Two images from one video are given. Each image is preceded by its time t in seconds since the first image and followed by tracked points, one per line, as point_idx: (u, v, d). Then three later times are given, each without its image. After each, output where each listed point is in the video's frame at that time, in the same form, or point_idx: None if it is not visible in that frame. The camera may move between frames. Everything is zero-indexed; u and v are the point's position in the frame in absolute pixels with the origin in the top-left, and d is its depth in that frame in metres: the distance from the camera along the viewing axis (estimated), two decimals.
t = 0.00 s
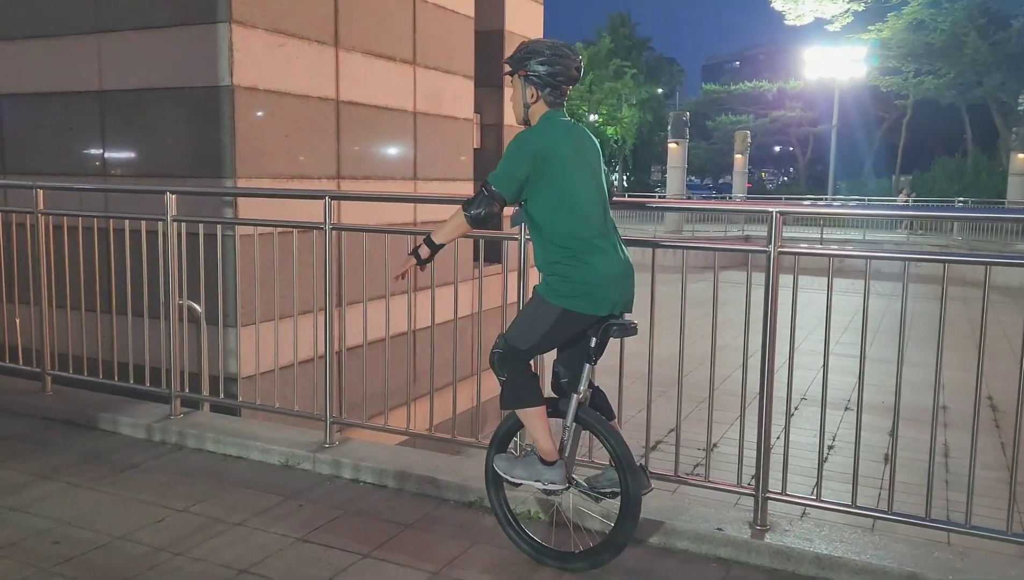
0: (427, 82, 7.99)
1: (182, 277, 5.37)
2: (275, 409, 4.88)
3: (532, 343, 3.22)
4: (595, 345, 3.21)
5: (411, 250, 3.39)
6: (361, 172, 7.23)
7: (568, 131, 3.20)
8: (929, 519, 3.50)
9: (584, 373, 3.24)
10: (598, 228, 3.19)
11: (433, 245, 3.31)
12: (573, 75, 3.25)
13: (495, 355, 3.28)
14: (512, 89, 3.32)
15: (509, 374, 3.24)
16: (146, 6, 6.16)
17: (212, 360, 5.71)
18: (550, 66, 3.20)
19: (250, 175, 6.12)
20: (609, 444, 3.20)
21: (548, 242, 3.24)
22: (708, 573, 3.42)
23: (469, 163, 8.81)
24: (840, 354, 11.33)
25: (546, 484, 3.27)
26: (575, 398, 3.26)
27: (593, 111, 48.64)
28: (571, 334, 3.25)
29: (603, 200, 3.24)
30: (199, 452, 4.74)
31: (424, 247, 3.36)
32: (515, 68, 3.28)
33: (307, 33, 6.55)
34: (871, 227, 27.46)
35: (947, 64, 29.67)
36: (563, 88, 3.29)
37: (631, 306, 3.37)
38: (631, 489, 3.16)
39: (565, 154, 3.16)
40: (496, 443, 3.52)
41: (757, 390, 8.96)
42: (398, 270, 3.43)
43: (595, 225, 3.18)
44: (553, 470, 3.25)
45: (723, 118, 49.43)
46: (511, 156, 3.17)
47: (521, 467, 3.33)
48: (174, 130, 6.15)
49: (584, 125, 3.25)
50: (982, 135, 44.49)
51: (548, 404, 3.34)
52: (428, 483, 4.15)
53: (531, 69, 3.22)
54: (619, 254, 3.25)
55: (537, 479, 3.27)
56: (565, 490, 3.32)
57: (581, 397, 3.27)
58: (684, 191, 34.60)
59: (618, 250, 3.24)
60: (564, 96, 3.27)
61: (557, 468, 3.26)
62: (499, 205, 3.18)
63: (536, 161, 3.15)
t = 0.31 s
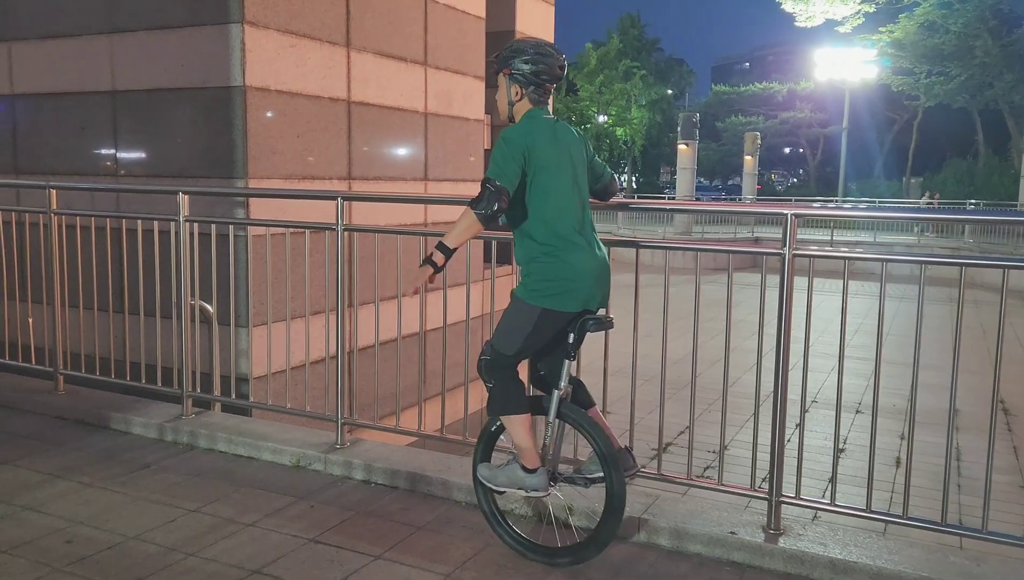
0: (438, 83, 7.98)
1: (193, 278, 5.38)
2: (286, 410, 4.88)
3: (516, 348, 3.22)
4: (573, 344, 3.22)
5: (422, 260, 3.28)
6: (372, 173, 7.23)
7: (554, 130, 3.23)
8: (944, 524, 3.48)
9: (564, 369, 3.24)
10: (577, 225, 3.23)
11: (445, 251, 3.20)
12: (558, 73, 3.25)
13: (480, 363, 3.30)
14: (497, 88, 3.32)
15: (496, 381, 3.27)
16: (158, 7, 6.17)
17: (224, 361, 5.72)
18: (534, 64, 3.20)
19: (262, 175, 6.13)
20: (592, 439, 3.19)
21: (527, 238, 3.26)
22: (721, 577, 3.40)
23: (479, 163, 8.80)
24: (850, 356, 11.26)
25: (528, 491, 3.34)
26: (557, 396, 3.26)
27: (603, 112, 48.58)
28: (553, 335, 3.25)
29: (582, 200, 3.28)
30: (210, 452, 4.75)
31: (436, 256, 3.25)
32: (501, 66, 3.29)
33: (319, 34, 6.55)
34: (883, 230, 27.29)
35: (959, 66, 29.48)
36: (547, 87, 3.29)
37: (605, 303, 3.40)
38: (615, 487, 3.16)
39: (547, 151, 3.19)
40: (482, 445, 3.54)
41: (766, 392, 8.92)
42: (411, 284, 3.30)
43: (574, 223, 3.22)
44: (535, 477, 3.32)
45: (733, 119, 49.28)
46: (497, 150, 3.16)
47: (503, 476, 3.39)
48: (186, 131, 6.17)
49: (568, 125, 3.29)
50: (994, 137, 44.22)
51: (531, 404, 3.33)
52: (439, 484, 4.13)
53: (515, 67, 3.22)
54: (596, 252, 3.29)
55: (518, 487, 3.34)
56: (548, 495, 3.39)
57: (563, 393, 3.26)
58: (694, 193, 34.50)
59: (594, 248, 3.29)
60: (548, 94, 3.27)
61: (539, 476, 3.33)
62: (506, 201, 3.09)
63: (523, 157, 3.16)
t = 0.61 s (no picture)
0: (450, 86, 8.00)
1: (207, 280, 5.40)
2: (300, 411, 4.89)
3: (507, 356, 3.31)
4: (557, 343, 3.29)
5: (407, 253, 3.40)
6: (385, 175, 7.24)
7: (538, 133, 3.28)
8: (963, 530, 3.44)
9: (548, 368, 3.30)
10: (557, 227, 3.29)
11: (428, 247, 3.32)
12: (540, 80, 3.34)
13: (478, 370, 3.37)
14: (482, 94, 3.40)
15: (490, 391, 3.35)
16: (173, 10, 6.21)
17: (238, 363, 5.75)
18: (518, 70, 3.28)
19: (276, 178, 6.15)
20: (578, 438, 3.26)
21: (507, 237, 3.34)
22: None
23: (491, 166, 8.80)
24: (862, 359, 11.21)
25: (517, 500, 3.41)
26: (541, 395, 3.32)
27: (612, 114, 48.53)
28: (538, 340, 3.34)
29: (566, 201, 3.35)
30: (225, 453, 4.77)
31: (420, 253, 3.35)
32: (484, 73, 3.37)
33: (333, 37, 6.58)
34: (894, 233, 27.11)
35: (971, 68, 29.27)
36: (530, 93, 3.37)
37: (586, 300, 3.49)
38: (602, 485, 3.24)
39: (531, 153, 3.24)
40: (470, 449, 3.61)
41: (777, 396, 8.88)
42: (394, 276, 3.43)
43: (555, 225, 3.28)
44: (524, 486, 3.40)
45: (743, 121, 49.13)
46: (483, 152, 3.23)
47: (492, 486, 3.46)
48: (201, 134, 6.20)
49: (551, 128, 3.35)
50: (1006, 139, 43.94)
51: (520, 407, 3.39)
52: (453, 487, 4.14)
53: (500, 74, 3.30)
54: (578, 252, 3.38)
55: (508, 496, 3.41)
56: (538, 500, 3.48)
57: (547, 392, 3.32)
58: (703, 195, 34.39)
59: (575, 249, 3.36)
60: (531, 100, 3.35)
61: (528, 484, 3.41)
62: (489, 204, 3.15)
63: (507, 159, 3.21)
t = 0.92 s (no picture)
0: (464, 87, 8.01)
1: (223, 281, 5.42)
2: (316, 412, 4.91)
3: (493, 364, 3.36)
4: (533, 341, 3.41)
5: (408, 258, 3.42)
6: (399, 177, 7.26)
7: (524, 138, 3.32)
8: (985, 533, 3.42)
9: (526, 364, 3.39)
10: (538, 231, 3.34)
11: (429, 252, 3.33)
12: (525, 85, 3.37)
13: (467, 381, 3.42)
14: (468, 100, 3.43)
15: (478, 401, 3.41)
16: (190, 13, 6.25)
17: (254, 363, 5.77)
18: (503, 76, 3.32)
19: (292, 179, 6.18)
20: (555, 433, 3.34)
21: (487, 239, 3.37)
22: None
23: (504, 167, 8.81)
24: (875, 362, 11.15)
25: (503, 510, 3.50)
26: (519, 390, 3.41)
27: (623, 115, 48.48)
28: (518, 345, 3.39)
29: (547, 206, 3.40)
30: (242, 453, 4.79)
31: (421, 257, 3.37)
32: (470, 80, 3.40)
33: (348, 39, 6.60)
34: (905, 235, 26.97)
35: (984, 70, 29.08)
36: (516, 98, 3.40)
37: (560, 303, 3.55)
38: (578, 478, 3.33)
39: (518, 157, 3.28)
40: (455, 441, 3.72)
41: (791, 398, 8.84)
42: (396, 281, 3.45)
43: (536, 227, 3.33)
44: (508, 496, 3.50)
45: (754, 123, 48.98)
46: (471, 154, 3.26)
47: (477, 496, 3.54)
48: (218, 135, 6.24)
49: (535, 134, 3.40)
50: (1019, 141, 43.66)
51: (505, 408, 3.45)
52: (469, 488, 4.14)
53: (486, 80, 3.33)
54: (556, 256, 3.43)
55: (493, 506, 3.50)
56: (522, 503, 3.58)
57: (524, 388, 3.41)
58: (713, 197, 34.32)
59: (553, 253, 3.41)
60: (517, 105, 3.38)
61: (511, 494, 3.51)
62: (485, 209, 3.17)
63: (495, 161, 3.24)
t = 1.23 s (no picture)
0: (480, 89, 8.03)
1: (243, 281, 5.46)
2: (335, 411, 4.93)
3: (476, 363, 3.48)
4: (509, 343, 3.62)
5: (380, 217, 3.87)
6: (416, 178, 7.28)
7: (513, 144, 3.43)
8: (1009, 537, 3.39)
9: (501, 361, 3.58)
10: (522, 232, 3.43)
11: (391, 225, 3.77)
12: (515, 93, 3.47)
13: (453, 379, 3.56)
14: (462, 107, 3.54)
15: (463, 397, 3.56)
16: (211, 15, 6.30)
17: (273, 363, 5.80)
18: (494, 85, 3.42)
19: (311, 180, 6.21)
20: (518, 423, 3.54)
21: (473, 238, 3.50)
22: None
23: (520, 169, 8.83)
24: (891, 366, 11.08)
25: (485, 504, 3.61)
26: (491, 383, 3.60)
27: (634, 116, 48.42)
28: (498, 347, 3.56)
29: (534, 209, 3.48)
30: (262, 452, 4.82)
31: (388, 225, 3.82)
32: (463, 88, 3.51)
33: (366, 41, 6.63)
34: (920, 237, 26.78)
35: (999, 71, 28.84)
36: (507, 106, 3.50)
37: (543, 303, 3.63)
38: (535, 465, 3.50)
39: (505, 160, 3.40)
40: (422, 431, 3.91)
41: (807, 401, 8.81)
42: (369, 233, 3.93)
43: (525, 226, 3.43)
44: (490, 490, 3.60)
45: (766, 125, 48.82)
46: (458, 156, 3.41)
47: (460, 493, 3.65)
48: (238, 136, 6.28)
49: (527, 140, 3.49)
50: None
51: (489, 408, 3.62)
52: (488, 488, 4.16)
53: (477, 88, 3.44)
54: (539, 258, 3.51)
55: (476, 500, 3.60)
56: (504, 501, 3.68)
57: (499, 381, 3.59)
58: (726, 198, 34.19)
59: (536, 254, 3.49)
60: (508, 112, 3.49)
61: (494, 488, 3.61)
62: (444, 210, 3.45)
63: (480, 164, 3.37)
